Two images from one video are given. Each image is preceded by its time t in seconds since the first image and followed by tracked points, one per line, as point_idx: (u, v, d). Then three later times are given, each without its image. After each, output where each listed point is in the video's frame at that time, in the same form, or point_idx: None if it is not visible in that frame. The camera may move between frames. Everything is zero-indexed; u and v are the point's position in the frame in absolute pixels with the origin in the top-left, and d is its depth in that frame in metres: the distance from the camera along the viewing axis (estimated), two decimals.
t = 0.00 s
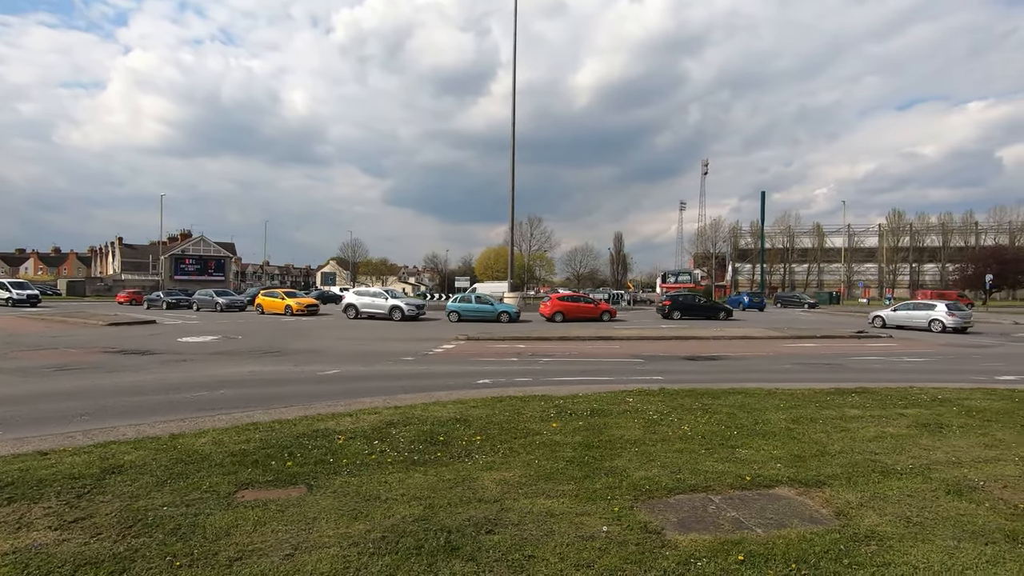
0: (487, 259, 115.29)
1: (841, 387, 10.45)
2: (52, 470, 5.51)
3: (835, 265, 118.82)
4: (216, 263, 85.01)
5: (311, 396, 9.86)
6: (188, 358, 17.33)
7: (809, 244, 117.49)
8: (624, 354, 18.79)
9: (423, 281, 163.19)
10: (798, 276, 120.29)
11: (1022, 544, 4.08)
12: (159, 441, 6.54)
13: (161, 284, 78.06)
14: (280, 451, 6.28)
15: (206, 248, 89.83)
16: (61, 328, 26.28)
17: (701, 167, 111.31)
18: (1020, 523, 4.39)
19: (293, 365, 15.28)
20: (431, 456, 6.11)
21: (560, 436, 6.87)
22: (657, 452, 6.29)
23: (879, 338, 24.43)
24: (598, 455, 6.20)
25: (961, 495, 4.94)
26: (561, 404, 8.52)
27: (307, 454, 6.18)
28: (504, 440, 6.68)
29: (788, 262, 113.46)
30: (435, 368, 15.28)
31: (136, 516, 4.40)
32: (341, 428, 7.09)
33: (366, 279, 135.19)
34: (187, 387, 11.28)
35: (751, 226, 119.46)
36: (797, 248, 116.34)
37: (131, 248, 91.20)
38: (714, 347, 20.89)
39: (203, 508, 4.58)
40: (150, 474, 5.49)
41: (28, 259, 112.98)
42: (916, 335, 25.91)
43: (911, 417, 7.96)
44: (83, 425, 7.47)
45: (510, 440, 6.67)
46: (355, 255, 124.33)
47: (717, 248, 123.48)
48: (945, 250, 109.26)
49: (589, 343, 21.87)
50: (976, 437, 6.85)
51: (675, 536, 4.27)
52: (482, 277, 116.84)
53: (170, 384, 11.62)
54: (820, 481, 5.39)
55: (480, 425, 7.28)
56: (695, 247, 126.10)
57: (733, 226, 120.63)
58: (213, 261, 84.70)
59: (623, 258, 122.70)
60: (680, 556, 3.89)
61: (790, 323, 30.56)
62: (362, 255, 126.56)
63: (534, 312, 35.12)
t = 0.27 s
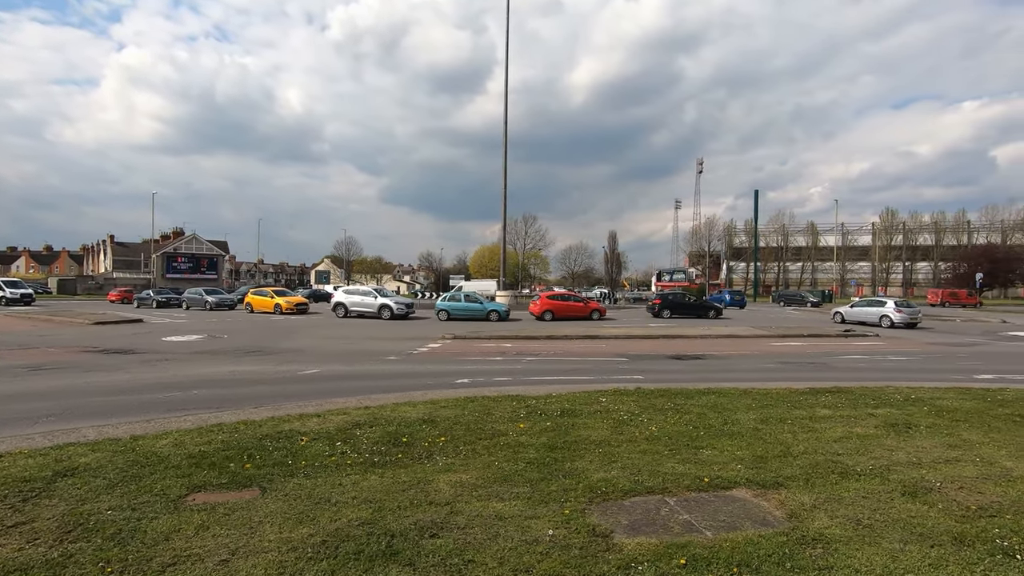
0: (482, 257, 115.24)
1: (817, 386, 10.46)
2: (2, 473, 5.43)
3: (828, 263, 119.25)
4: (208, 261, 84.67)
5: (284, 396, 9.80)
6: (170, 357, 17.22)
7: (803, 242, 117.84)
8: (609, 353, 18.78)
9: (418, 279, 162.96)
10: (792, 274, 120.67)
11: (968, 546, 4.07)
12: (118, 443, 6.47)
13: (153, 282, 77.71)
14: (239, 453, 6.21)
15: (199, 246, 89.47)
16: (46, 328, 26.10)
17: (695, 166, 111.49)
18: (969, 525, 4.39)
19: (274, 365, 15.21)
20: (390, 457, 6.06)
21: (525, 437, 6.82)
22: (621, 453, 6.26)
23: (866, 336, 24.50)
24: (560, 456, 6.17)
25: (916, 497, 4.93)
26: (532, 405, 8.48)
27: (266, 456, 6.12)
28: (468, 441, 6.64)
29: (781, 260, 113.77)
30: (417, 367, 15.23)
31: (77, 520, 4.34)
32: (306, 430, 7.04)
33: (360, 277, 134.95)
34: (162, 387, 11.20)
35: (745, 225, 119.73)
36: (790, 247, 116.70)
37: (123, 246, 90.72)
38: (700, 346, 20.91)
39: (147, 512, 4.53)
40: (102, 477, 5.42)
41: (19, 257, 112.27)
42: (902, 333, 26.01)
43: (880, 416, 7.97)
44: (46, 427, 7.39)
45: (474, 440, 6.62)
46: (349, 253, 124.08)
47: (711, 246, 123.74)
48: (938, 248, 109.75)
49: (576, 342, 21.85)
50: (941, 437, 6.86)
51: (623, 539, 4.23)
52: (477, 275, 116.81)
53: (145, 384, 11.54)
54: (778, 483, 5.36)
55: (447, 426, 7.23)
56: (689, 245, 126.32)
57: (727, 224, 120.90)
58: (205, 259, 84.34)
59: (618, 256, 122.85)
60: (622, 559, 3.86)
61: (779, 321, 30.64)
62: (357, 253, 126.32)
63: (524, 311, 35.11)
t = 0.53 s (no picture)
0: (477, 255, 115.44)
1: (795, 383, 10.42)
2: None
3: (824, 261, 119.48)
4: (202, 259, 84.40)
5: (256, 394, 9.72)
6: (152, 354, 17.14)
7: (798, 240, 118.02)
8: (595, 350, 18.74)
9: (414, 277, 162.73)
10: (788, 272, 120.87)
11: (915, 543, 4.02)
12: (75, 440, 6.38)
13: (146, 280, 77.48)
14: (196, 450, 6.13)
15: (193, 244, 89.23)
16: (32, 325, 25.95)
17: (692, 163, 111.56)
18: (921, 522, 4.34)
19: (256, 362, 15.16)
20: (349, 454, 5.98)
21: (490, 434, 6.76)
22: (583, 450, 6.20)
23: (854, 334, 24.49)
24: (521, 453, 6.10)
25: (872, 493, 4.87)
26: (503, 401, 8.41)
27: (223, 452, 6.04)
28: (431, 438, 6.56)
29: (777, 258, 113.96)
30: (399, 364, 15.16)
31: (14, 518, 4.25)
32: (268, 427, 6.95)
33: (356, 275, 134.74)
34: (136, 384, 11.11)
35: (741, 223, 119.87)
36: (786, 245, 116.89)
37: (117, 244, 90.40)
38: (687, 343, 20.88)
39: (87, 510, 4.44)
40: (49, 475, 5.32)
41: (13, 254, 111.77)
42: (891, 330, 26.02)
43: (852, 412, 7.92)
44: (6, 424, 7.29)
45: (437, 438, 6.53)
46: (345, 251, 123.94)
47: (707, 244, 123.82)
48: (933, 246, 109.98)
49: (563, 339, 21.81)
50: (908, 433, 6.81)
51: (568, 537, 4.17)
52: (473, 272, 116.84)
53: (120, 381, 11.45)
54: (737, 479, 5.31)
55: (412, 423, 7.15)
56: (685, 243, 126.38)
57: (723, 222, 121.03)
58: (200, 256, 84.15)
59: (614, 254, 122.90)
60: (563, 557, 3.80)
61: (769, 319, 30.64)
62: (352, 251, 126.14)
63: (515, 309, 35.06)
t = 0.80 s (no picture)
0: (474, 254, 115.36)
1: (775, 384, 10.36)
2: None
3: (821, 260, 119.54)
4: (198, 258, 84.23)
5: (232, 395, 9.65)
6: (137, 354, 17.06)
7: (796, 239, 118.06)
8: (582, 350, 18.69)
9: (412, 276, 162.58)
10: (785, 271, 120.90)
11: (868, 550, 3.98)
12: (37, 444, 6.32)
13: (141, 278, 77.32)
14: (158, 453, 6.06)
15: (189, 243, 89.04)
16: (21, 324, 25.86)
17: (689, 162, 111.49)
18: (877, 528, 4.29)
19: (240, 362, 15.09)
20: (312, 458, 5.93)
21: (458, 437, 6.71)
22: (550, 453, 6.15)
23: (845, 333, 24.44)
24: (486, 457, 6.05)
25: (833, 499, 4.82)
26: (477, 403, 8.36)
27: (185, 457, 5.97)
28: (398, 441, 6.50)
29: (774, 256, 113.99)
30: (383, 364, 15.09)
31: None
32: (236, 430, 6.89)
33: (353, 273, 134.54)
34: (114, 385, 11.04)
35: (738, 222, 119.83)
36: (783, 243, 116.92)
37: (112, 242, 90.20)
38: (677, 343, 20.84)
39: (34, 517, 4.38)
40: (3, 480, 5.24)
41: (8, 253, 111.50)
42: (883, 330, 25.97)
43: (826, 414, 7.87)
44: None
45: (404, 441, 6.48)
46: (341, 250, 123.78)
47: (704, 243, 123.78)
48: (930, 245, 110.01)
49: (553, 339, 21.75)
50: (879, 435, 6.76)
51: (518, 544, 4.11)
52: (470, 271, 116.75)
53: (99, 382, 11.38)
54: (699, 483, 5.27)
55: (382, 426, 7.09)
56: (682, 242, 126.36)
57: (720, 221, 121.05)
58: (195, 255, 83.98)
59: (611, 252, 122.85)
60: (508, 565, 3.75)
61: (762, 318, 30.60)
62: (349, 250, 126.00)
63: (508, 308, 35.02)
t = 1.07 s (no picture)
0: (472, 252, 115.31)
1: (754, 381, 10.35)
2: None
3: (819, 259, 119.51)
4: (195, 256, 84.20)
5: (207, 391, 9.62)
6: (122, 352, 17.02)
7: (794, 237, 118.02)
8: (570, 348, 18.66)
9: (410, 274, 162.56)
10: (783, 269, 120.87)
11: (813, 545, 3.96)
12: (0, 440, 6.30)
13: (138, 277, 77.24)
14: (120, 449, 6.04)
15: (185, 241, 88.96)
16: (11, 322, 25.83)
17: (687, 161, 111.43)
18: (826, 523, 4.28)
19: (224, 359, 15.06)
20: (273, 453, 5.90)
21: (425, 432, 6.69)
22: (514, 449, 6.13)
23: (836, 331, 24.40)
24: (449, 453, 6.04)
25: (788, 493, 4.81)
26: (451, 400, 8.33)
27: (146, 452, 5.95)
28: (363, 436, 6.48)
29: (772, 254, 113.95)
30: (367, 361, 15.05)
31: None
32: (202, 426, 6.86)
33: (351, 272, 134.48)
34: (91, 382, 11.00)
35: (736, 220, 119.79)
36: (781, 242, 116.89)
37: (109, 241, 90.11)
38: (666, 341, 20.81)
39: None
40: None
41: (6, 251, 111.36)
42: (874, 328, 25.93)
43: (799, 411, 7.85)
44: None
45: (369, 437, 6.45)
46: (339, 248, 123.71)
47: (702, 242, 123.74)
48: (928, 243, 109.94)
49: (542, 336, 21.71)
50: (848, 431, 6.74)
51: (463, 539, 4.09)
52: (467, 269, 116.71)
53: (77, 379, 11.35)
54: (657, 479, 5.26)
55: (350, 422, 7.06)
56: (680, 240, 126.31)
57: (718, 219, 121.00)
58: (192, 253, 83.90)
59: (608, 251, 122.82)
60: (448, 560, 3.72)
61: (754, 316, 30.56)
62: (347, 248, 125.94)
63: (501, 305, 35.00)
